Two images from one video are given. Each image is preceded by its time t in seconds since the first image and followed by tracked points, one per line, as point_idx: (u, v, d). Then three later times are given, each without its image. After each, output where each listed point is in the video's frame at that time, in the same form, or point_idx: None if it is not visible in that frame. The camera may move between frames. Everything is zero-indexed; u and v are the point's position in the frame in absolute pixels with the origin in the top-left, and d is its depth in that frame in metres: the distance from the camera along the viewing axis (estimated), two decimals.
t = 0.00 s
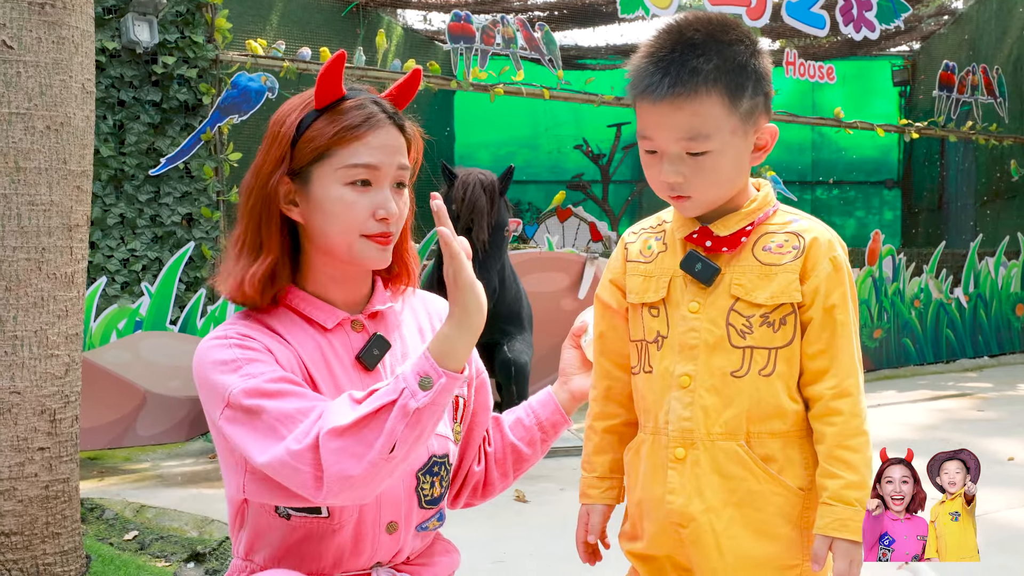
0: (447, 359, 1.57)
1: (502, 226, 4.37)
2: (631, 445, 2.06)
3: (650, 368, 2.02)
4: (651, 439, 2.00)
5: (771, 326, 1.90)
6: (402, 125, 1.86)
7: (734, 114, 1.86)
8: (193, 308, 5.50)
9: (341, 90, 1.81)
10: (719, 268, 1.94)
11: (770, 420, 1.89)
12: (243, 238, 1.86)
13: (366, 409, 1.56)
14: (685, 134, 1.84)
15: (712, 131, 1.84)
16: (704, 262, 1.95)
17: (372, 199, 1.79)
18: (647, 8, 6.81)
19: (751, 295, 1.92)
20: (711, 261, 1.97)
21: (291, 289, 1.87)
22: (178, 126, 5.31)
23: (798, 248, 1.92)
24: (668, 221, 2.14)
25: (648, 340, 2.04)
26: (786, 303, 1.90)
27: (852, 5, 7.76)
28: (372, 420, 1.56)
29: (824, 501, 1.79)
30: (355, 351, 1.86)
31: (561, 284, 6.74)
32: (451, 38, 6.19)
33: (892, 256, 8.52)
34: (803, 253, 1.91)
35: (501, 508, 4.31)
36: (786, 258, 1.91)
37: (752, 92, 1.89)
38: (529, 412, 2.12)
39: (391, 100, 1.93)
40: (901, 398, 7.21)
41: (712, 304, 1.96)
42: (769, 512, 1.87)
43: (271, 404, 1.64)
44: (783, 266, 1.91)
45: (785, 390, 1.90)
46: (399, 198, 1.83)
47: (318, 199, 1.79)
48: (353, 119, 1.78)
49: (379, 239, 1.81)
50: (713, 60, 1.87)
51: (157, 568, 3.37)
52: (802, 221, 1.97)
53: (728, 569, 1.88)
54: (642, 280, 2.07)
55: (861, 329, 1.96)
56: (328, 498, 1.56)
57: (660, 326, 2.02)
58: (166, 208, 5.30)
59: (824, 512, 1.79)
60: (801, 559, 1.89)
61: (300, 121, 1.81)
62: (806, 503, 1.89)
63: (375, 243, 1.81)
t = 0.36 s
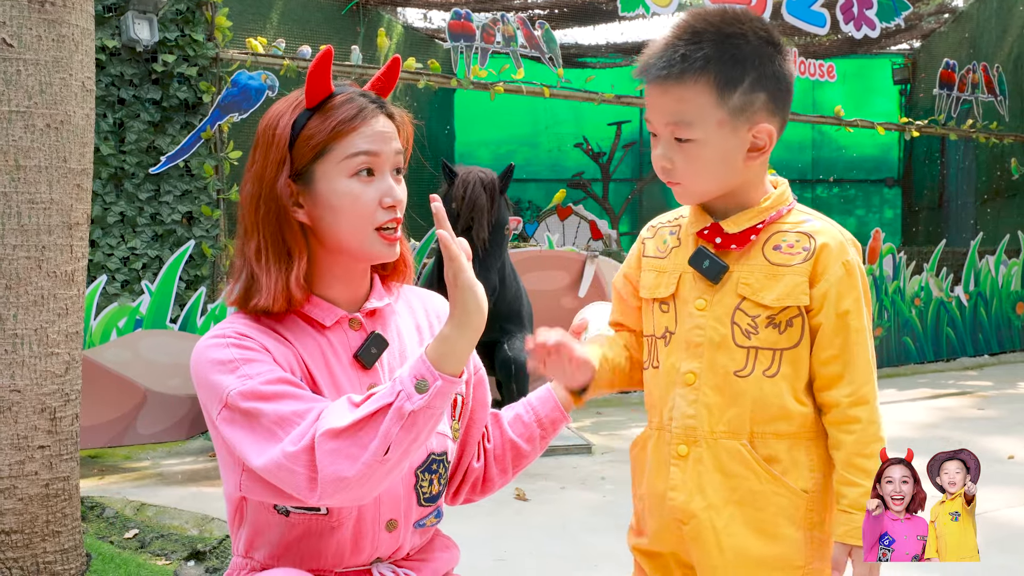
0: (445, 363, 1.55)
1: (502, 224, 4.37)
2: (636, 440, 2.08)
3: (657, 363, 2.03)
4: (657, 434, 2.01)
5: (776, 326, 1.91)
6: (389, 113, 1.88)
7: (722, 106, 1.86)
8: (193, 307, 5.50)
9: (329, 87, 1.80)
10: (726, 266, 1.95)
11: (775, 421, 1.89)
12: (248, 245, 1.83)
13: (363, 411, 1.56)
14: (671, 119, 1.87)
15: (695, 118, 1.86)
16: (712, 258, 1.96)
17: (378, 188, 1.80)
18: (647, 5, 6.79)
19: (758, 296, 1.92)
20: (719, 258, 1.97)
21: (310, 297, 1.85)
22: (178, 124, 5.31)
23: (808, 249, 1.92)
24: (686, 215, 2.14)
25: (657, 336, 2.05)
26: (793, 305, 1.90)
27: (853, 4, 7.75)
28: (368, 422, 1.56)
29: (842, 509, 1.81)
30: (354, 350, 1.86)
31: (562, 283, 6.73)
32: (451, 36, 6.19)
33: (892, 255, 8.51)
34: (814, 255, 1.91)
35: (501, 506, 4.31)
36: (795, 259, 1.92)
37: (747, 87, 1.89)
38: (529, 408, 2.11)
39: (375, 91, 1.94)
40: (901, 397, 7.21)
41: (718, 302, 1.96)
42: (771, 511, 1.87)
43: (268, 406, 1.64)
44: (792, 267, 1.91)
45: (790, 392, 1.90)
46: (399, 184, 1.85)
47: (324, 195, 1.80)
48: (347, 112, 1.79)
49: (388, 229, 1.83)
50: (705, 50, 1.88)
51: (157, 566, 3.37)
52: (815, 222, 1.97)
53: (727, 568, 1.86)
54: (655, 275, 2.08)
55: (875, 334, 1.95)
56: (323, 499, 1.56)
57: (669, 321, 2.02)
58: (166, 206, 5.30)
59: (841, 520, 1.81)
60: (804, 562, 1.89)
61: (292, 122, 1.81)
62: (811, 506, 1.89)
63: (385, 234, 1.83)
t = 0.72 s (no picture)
0: (436, 359, 1.59)
1: (502, 224, 4.37)
2: (611, 432, 2.06)
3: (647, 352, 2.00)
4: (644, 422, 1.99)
5: (757, 326, 1.90)
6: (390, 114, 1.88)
7: (735, 113, 1.86)
8: (194, 306, 5.50)
9: (331, 87, 1.80)
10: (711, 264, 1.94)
11: (754, 420, 1.88)
12: (248, 244, 1.85)
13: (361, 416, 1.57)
14: (682, 117, 1.85)
15: (706, 120, 1.85)
16: (697, 256, 1.95)
17: (380, 189, 1.80)
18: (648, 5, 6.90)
19: (740, 293, 1.92)
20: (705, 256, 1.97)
21: (307, 295, 1.86)
22: (178, 123, 5.30)
23: (791, 248, 1.91)
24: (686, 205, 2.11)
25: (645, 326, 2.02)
26: (774, 304, 1.90)
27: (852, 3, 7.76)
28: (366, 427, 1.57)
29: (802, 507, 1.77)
30: (357, 350, 1.86)
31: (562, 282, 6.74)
32: (451, 35, 6.19)
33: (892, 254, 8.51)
34: (796, 254, 1.91)
35: (501, 505, 4.32)
36: (778, 259, 1.91)
37: (763, 98, 1.88)
38: (530, 410, 2.15)
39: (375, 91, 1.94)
40: (901, 396, 7.21)
41: (703, 300, 1.95)
42: (745, 509, 1.88)
43: (272, 413, 1.64)
44: (774, 267, 1.91)
45: (771, 391, 1.88)
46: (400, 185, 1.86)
47: (323, 195, 1.80)
48: (348, 113, 1.79)
49: (392, 227, 1.83)
50: (729, 54, 1.86)
51: (158, 566, 3.38)
52: (802, 220, 1.96)
53: (703, 563, 1.87)
54: (651, 264, 2.04)
55: (857, 336, 1.93)
56: (326, 508, 1.57)
57: (659, 313, 2.00)
58: (166, 205, 5.30)
59: (801, 517, 1.76)
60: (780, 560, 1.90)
61: (293, 122, 1.81)
62: (784, 505, 1.89)
63: (388, 230, 1.83)
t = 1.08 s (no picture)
0: (422, 339, 1.60)
1: (502, 225, 4.37)
2: (616, 431, 2.02)
3: (660, 351, 1.97)
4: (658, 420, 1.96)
5: (782, 333, 1.90)
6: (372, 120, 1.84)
7: (790, 112, 1.84)
8: (194, 306, 5.51)
9: (303, 86, 1.85)
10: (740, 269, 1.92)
11: (771, 425, 1.88)
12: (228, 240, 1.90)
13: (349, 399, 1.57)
14: (736, 109, 1.82)
15: (760, 116, 1.82)
16: (727, 260, 1.92)
17: (329, 195, 1.78)
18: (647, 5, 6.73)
19: (768, 301, 1.91)
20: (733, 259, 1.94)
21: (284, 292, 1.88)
22: (179, 124, 5.31)
23: (821, 260, 1.92)
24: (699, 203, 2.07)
25: (659, 325, 1.98)
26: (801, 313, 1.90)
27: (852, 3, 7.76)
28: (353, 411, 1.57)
29: (818, 520, 1.79)
30: (346, 351, 1.88)
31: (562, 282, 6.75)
32: (451, 35, 6.19)
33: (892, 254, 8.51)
34: (826, 266, 1.92)
35: (501, 505, 4.31)
36: (808, 268, 1.92)
37: (818, 100, 1.88)
38: (529, 407, 2.16)
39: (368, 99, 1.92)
40: (902, 396, 7.21)
41: (726, 304, 1.93)
42: (758, 513, 1.88)
43: (259, 402, 1.65)
44: (803, 277, 1.91)
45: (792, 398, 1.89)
46: (361, 193, 1.81)
47: (279, 194, 1.81)
48: (312, 112, 1.80)
49: (337, 234, 1.80)
50: (792, 51, 1.84)
51: (158, 566, 3.38)
52: (828, 234, 1.98)
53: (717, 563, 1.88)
54: (661, 259, 2.01)
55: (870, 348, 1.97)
56: (313, 491, 1.57)
57: (674, 313, 1.96)
58: (166, 206, 5.30)
59: (816, 530, 1.79)
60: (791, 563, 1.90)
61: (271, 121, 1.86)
62: (794, 512, 1.89)
63: (332, 238, 1.80)
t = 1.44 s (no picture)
0: (287, 325, 1.67)
1: (502, 224, 4.38)
2: (633, 446, 2.00)
3: (683, 364, 1.94)
4: (682, 439, 1.92)
5: (812, 336, 1.89)
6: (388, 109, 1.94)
7: (813, 111, 1.83)
8: (195, 306, 5.50)
9: (320, 87, 1.98)
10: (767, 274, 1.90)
11: (804, 431, 1.88)
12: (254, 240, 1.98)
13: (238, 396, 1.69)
14: (760, 117, 1.79)
15: (786, 120, 1.80)
16: (753, 265, 1.89)
17: (350, 175, 1.84)
18: (648, 5, 6.72)
19: (797, 305, 1.89)
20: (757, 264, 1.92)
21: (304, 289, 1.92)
22: (179, 124, 5.31)
23: (845, 260, 1.93)
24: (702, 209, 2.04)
25: (680, 337, 1.95)
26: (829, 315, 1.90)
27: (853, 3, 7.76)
28: (243, 409, 1.69)
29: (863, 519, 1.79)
30: (355, 352, 1.89)
31: (563, 282, 6.76)
32: (452, 35, 6.19)
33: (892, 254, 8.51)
34: (849, 267, 1.92)
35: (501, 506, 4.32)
36: (833, 269, 1.92)
37: (834, 94, 1.86)
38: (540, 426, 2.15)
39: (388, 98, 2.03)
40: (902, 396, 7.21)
41: (754, 311, 1.91)
42: (793, 522, 1.87)
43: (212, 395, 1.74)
44: (829, 278, 1.91)
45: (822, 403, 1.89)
46: (384, 175, 1.87)
47: (301, 179, 1.88)
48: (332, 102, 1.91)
49: (359, 210, 1.84)
50: (811, 49, 1.82)
51: (159, 566, 3.38)
52: (842, 232, 1.98)
53: None
54: (675, 272, 1.97)
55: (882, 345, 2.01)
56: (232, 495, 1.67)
57: (695, 323, 1.94)
58: (167, 206, 5.30)
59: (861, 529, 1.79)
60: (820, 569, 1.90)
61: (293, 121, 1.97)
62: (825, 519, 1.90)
63: (353, 215, 1.84)
